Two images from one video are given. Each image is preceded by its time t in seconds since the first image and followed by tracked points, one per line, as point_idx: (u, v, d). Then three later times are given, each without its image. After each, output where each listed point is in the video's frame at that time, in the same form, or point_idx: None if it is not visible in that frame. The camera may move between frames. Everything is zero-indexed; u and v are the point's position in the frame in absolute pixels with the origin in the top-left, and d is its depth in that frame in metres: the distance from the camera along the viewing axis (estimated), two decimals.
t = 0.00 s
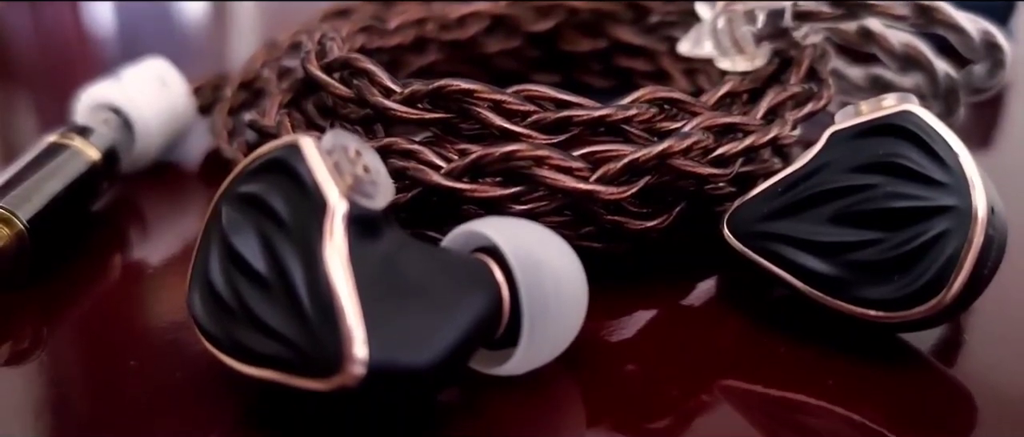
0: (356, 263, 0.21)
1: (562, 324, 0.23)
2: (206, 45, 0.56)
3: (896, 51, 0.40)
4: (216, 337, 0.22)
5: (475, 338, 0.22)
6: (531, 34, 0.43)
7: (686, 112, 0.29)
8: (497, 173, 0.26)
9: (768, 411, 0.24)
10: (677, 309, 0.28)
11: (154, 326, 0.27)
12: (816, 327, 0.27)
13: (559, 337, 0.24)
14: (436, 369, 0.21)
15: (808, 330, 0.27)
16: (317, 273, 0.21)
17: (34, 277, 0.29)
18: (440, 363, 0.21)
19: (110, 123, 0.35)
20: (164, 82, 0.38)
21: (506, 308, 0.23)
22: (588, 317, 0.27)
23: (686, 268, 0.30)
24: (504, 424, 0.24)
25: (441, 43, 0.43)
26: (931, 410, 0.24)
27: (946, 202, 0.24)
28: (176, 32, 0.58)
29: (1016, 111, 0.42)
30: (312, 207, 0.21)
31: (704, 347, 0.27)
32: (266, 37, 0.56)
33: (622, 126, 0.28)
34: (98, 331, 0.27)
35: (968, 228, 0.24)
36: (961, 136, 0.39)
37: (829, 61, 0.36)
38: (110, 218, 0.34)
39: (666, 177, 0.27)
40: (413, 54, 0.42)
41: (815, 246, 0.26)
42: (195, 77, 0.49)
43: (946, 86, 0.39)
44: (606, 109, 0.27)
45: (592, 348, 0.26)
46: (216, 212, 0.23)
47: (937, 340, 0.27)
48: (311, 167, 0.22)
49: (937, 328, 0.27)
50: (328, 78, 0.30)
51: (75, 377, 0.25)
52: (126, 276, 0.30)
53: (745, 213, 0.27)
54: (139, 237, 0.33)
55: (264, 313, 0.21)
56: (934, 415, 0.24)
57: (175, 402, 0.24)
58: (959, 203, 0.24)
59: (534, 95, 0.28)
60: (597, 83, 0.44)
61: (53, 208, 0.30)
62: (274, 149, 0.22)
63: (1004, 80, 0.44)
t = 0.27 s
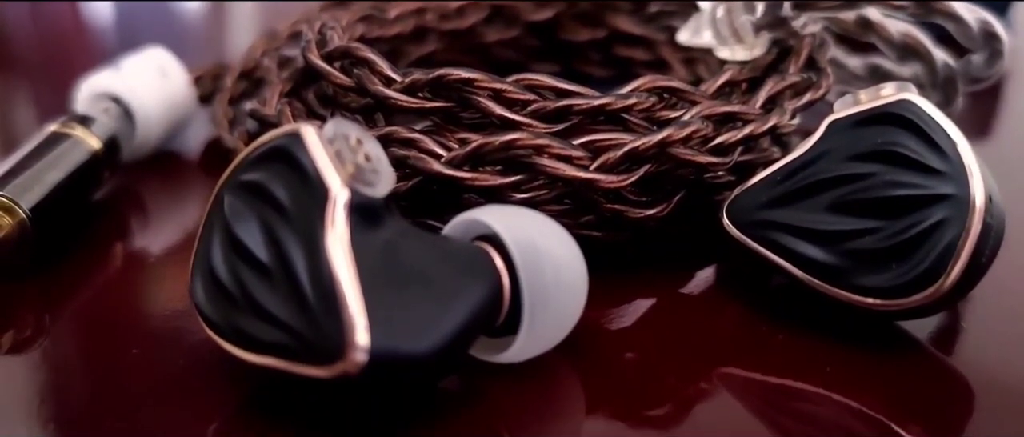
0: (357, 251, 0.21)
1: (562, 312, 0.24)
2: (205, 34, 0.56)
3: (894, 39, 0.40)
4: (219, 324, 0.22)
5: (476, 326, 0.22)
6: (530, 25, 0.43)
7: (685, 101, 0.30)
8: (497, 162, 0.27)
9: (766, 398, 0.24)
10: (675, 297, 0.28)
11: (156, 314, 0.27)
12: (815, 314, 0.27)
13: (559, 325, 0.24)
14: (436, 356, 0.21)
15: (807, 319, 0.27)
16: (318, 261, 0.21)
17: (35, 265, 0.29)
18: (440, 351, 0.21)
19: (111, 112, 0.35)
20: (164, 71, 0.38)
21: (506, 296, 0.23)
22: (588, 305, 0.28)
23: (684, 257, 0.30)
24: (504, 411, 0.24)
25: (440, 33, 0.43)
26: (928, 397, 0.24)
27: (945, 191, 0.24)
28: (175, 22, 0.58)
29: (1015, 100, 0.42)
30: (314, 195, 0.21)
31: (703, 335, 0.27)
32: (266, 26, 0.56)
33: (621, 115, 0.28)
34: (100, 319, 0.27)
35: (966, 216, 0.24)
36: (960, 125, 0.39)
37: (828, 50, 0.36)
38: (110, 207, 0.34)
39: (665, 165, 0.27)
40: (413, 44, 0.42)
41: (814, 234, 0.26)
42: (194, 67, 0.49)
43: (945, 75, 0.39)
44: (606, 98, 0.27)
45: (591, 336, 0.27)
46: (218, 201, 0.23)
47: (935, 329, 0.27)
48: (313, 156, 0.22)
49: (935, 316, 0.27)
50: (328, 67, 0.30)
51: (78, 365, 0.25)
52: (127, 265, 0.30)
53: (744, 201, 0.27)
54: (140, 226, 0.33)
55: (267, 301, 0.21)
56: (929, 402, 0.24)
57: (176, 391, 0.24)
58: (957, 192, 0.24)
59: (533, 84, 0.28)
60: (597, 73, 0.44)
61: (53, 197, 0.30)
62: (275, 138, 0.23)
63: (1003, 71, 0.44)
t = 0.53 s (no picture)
0: (359, 243, 0.21)
1: (563, 303, 0.24)
2: (203, 28, 0.56)
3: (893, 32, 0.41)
4: (221, 316, 0.22)
5: (476, 317, 0.22)
6: (530, 17, 0.43)
7: (685, 94, 0.30)
8: (498, 154, 0.27)
9: (765, 390, 0.25)
10: (675, 289, 0.29)
11: (157, 306, 0.27)
12: (815, 306, 0.27)
13: (559, 316, 0.24)
14: (438, 347, 0.21)
15: (807, 311, 0.27)
16: (320, 253, 0.21)
17: (37, 259, 0.29)
18: (441, 342, 0.21)
19: (111, 104, 0.35)
20: (164, 64, 0.38)
21: (507, 288, 0.23)
22: (588, 297, 0.28)
23: (684, 249, 0.31)
24: (505, 402, 0.24)
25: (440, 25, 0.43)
26: (926, 388, 0.24)
27: (944, 183, 0.24)
28: (173, 15, 0.58)
29: (1014, 92, 0.42)
30: (315, 187, 0.21)
31: (703, 327, 0.27)
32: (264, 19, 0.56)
33: (622, 107, 0.28)
34: (102, 311, 0.27)
35: (965, 208, 0.24)
36: (959, 118, 0.39)
37: (827, 43, 0.36)
38: (111, 201, 0.34)
39: (665, 158, 0.28)
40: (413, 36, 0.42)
41: (814, 227, 0.26)
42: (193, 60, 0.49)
43: (943, 68, 0.39)
44: (606, 91, 0.27)
45: (591, 328, 0.27)
46: (220, 193, 0.23)
47: (934, 321, 0.27)
48: (315, 148, 0.22)
49: (934, 308, 0.27)
50: (328, 60, 0.30)
51: (80, 357, 0.25)
52: (129, 257, 0.30)
53: (744, 193, 0.27)
54: (142, 219, 0.33)
55: (269, 292, 0.21)
56: (929, 393, 0.24)
57: (179, 382, 0.24)
58: (956, 184, 0.24)
59: (533, 76, 0.28)
60: (596, 66, 0.44)
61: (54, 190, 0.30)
62: (277, 130, 0.23)
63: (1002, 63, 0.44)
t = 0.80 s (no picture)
0: (360, 235, 0.21)
1: (563, 296, 0.24)
2: (203, 22, 0.56)
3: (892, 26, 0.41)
4: (222, 308, 0.22)
5: (477, 309, 0.22)
6: (529, 11, 0.43)
7: (684, 87, 0.30)
8: (497, 148, 0.27)
9: (764, 382, 0.25)
10: (674, 282, 0.29)
11: (158, 299, 0.28)
12: (814, 299, 0.28)
13: (559, 309, 0.24)
14: (438, 340, 0.21)
15: (806, 304, 0.27)
16: (321, 246, 0.21)
17: (38, 252, 0.29)
18: (441, 334, 0.21)
19: (111, 98, 0.35)
20: (164, 57, 0.38)
21: (507, 280, 0.23)
22: (588, 290, 0.28)
23: (684, 243, 0.31)
24: (504, 394, 0.24)
25: (440, 18, 0.43)
26: (924, 381, 0.24)
27: (943, 176, 0.24)
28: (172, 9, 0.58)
29: (1013, 85, 0.42)
30: (317, 180, 0.22)
31: (701, 320, 0.27)
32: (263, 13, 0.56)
33: (621, 101, 0.28)
34: (103, 304, 0.27)
35: (963, 201, 0.24)
36: (958, 111, 0.39)
37: (826, 36, 0.36)
38: (112, 194, 0.34)
39: (665, 151, 0.28)
40: (414, 30, 0.42)
41: (813, 220, 0.26)
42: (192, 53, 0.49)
43: (944, 62, 0.40)
44: (606, 84, 0.27)
45: (591, 320, 0.27)
46: (220, 186, 0.23)
47: (932, 313, 0.27)
48: (315, 141, 0.22)
49: (933, 301, 0.27)
50: (328, 53, 0.30)
51: (82, 349, 0.25)
52: (129, 250, 0.30)
53: (743, 187, 0.27)
54: (142, 212, 0.33)
55: (270, 285, 0.21)
56: (928, 386, 0.24)
57: (180, 374, 0.24)
58: (955, 177, 0.24)
59: (533, 70, 0.28)
60: (596, 60, 0.44)
61: (55, 183, 0.30)
62: (278, 123, 0.23)
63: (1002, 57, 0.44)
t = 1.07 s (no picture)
0: (360, 230, 0.21)
1: (563, 290, 0.24)
2: (201, 18, 0.56)
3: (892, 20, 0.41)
4: (223, 303, 0.22)
5: (476, 304, 0.22)
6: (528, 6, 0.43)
7: (683, 82, 0.30)
8: (497, 142, 0.27)
9: (762, 376, 0.25)
10: (673, 277, 0.29)
11: (158, 293, 0.28)
12: (812, 294, 0.28)
13: (558, 304, 0.24)
14: (438, 334, 0.21)
15: (804, 298, 0.27)
16: (322, 240, 0.21)
17: (38, 247, 0.29)
18: (441, 328, 0.21)
19: (111, 92, 0.35)
20: (163, 51, 0.38)
21: (507, 275, 0.23)
22: (587, 285, 0.28)
23: (683, 237, 0.31)
24: (504, 389, 0.24)
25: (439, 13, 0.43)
26: (923, 376, 0.24)
27: (941, 171, 0.24)
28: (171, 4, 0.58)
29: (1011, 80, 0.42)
30: (317, 175, 0.22)
31: (700, 314, 0.27)
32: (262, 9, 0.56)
33: (621, 96, 0.28)
34: (103, 299, 0.27)
35: (962, 196, 0.24)
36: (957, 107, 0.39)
37: (825, 31, 0.36)
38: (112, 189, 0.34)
39: (664, 146, 0.28)
40: (413, 25, 0.42)
41: (812, 214, 0.26)
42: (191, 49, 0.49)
43: (941, 57, 0.39)
44: (605, 79, 0.27)
45: (590, 315, 0.27)
46: (220, 181, 0.23)
47: (931, 308, 0.27)
48: (315, 136, 0.22)
49: (932, 295, 0.27)
50: (328, 48, 0.30)
51: (82, 344, 0.25)
52: (128, 245, 0.30)
53: (742, 181, 0.27)
54: (142, 207, 0.33)
55: (270, 279, 0.21)
56: (926, 380, 0.24)
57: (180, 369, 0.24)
58: (954, 172, 0.24)
59: (533, 65, 0.28)
60: (595, 55, 0.44)
61: (54, 178, 0.30)
62: (277, 118, 0.23)
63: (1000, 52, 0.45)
